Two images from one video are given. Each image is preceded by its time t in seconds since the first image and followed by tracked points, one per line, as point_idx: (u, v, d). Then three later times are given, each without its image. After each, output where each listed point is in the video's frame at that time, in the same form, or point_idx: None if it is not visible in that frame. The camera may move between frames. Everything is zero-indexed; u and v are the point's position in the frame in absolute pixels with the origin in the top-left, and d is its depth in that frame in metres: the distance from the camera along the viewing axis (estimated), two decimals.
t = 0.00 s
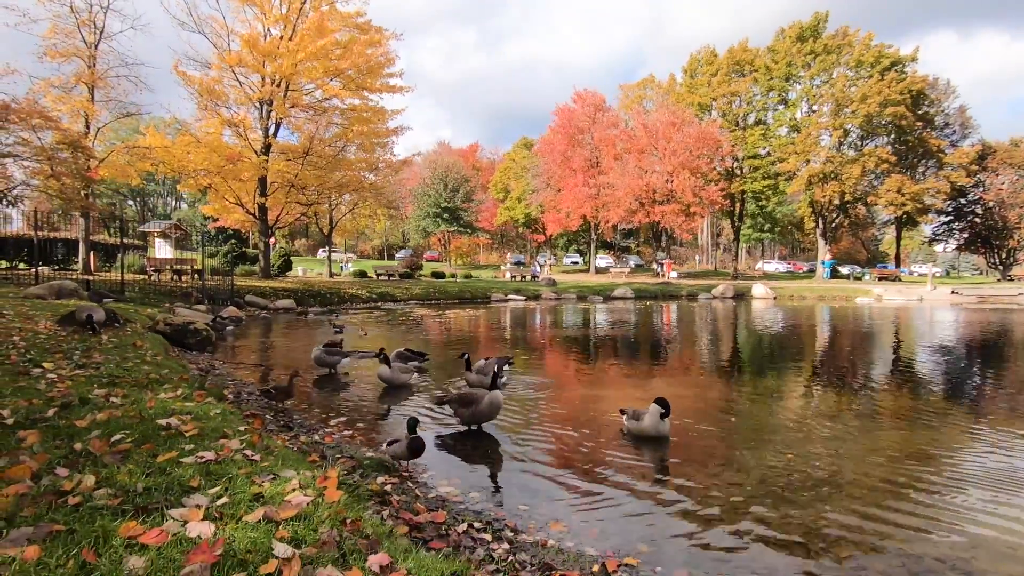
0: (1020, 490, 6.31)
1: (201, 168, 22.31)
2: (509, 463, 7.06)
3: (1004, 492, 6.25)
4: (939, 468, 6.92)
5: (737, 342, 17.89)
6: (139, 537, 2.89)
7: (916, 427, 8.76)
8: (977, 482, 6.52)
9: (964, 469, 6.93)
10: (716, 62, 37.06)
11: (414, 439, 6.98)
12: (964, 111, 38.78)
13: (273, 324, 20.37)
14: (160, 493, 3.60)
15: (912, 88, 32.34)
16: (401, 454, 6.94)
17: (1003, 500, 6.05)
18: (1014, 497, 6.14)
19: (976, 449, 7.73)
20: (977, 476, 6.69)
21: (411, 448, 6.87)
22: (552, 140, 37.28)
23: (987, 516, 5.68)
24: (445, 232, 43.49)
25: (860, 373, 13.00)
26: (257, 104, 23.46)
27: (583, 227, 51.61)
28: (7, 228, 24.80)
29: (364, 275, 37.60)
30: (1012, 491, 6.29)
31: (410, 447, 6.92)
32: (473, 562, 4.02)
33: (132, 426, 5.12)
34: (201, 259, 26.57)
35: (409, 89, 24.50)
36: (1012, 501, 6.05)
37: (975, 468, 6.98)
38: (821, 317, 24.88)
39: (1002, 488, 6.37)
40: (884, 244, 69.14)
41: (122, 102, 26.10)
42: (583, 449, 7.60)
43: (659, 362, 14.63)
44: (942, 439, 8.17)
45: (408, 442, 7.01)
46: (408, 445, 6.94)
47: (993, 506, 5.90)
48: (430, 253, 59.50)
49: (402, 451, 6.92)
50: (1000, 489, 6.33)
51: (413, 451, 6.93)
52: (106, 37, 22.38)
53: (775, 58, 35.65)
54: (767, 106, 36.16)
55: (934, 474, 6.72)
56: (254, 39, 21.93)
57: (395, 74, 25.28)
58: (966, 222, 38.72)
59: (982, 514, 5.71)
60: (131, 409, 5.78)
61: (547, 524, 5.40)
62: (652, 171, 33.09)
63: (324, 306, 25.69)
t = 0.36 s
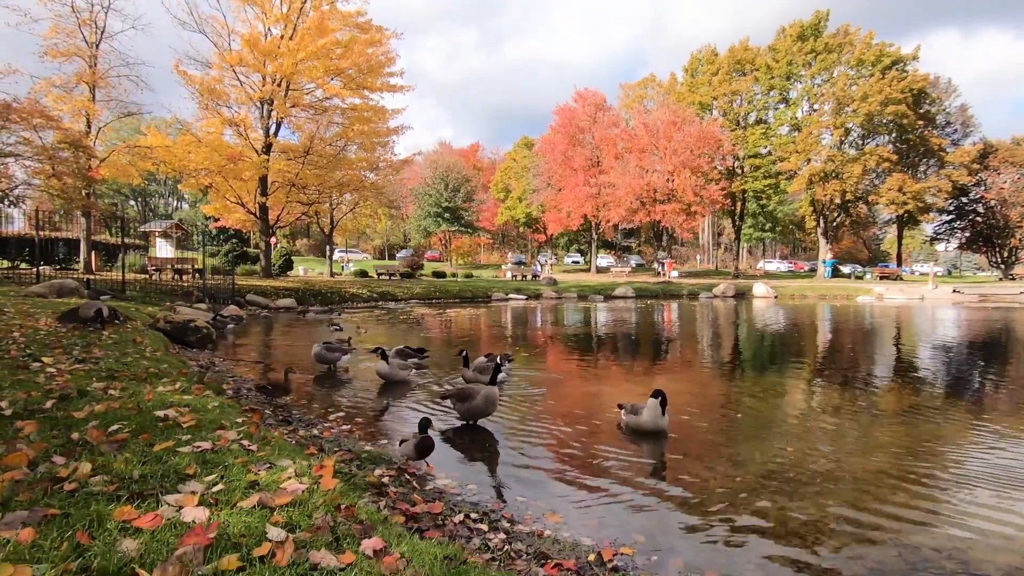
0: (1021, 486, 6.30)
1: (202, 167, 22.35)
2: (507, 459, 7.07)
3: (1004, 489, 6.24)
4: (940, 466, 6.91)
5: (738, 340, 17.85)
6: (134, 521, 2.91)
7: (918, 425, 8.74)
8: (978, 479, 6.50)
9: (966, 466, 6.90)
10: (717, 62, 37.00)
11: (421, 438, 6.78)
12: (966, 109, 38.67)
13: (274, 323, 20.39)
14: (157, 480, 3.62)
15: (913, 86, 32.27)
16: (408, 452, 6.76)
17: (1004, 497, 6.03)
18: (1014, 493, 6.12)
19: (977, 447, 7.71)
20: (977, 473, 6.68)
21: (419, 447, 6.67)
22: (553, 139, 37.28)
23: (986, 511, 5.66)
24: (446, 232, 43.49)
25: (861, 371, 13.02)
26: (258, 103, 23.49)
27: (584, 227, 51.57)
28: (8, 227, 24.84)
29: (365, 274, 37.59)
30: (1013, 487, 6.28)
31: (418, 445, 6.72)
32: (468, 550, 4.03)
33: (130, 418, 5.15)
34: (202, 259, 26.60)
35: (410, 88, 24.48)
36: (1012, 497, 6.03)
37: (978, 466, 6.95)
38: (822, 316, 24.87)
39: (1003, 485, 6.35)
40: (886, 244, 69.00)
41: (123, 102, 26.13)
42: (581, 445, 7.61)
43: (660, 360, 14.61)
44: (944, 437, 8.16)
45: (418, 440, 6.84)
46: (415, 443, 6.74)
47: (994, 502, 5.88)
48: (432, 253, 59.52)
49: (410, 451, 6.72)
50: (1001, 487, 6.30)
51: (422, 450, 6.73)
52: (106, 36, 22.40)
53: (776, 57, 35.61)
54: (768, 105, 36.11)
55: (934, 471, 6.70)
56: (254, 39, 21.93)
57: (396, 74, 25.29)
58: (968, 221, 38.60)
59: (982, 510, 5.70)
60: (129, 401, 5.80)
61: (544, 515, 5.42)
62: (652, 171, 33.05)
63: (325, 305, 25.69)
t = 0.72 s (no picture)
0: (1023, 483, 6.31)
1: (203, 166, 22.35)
2: (509, 454, 7.07)
3: (1007, 485, 6.22)
4: (942, 463, 6.89)
5: (740, 339, 17.85)
6: (134, 506, 2.91)
7: (921, 423, 8.72)
8: (981, 476, 6.48)
9: (968, 464, 6.88)
10: (719, 61, 36.93)
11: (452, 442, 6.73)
12: (968, 108, 38.60)
13: (276, 321, 20.41)
14: (157, 469, 3.62)
15: (915, 85, 32.22)
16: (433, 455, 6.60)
17: (1006, 492, 6.02)
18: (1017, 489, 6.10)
19: (981, 445, 7.68)
20: (979, 470, 6.67)
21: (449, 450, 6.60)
22: (555, 139, 37.26)
23: (989, 506, 5.65)
24: (448, 231, 43.48)
25: (863, 369, 13.02)
26: (259, 102, 23.50)
27: (586, 226, 51.55)
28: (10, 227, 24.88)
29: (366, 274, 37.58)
30: (1014, 483, 6.29)
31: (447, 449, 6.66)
32: (469, 540, 4.03)
33: (131, 410, 5.15)
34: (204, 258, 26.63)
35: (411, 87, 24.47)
36: (1015, 493, 6.02)
37: (981, 463, 6.92)
38: (823, 314, 24.86)
39: (1006, 482, 6.34)
40: (888, 244, 68.89)
41: (125, 101, 26.16)
42: (582, 441, 7.62)
43: (662, 358, 14.60)
44: (945, 434, 8.17)
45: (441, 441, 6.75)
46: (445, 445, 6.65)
47: (996, 498, 5.87)
48: (433, 253, 59.54)
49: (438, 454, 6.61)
50: (1004, 483, 6.29)
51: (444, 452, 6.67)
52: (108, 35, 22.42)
53: (777, 56, 35.57)
54: (769, 104, 36.06)
55: (936, 468, 6.69)
56: (256, 38, 21.93)
57: (397, 73, 25.30)
58: (970, 220, 38.52)
59: (985, 505, 5.69)
60: (130, 394, 5.80)
61: (544, 507, 5.42)
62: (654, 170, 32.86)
63: (326, 304, 25.70)
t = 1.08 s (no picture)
0: None
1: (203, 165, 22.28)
2: (506, 450, 7.00)
3: (1009, 482, 6.16)
4: (944, 460, 6.82)
5: (740, 337, 17.79)
6: (111, 495, 2.86)
7: (922, 420, 8.66)
8: (983, 474, 6.40)
9: (970, 462, 6.81)
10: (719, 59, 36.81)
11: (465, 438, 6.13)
12: (970, 107, 38.46)
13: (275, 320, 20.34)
14: (139, 459, 3.56)
15: (917, 83, 32.09)
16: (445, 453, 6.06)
17: (1007, 490, 5.95)
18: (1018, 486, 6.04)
19: (982, 443, 7.61)
20: (981, 467, 6.60)
21: (461, 448, 5.99)
22: (555, 138, 37.20)
23: (990, 503, 5.58)
24: (448, 231, 43.40)
25: (865, 367, 12.97)
26: (259, 101, 23.45)
27: (586, 226, 51.44)
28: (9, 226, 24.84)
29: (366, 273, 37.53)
30: (1017, 480, 6.24)
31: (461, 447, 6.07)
32: (459, 533, 3.97)
33: (119, 402, 5.09)
34: (203, 257, 26.58)
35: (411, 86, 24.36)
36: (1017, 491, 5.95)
37: (983, 461, 6.84)
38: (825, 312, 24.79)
39: (1008, 479, 6.27)
40: (889, 242, 68.73)
41: (124, 100, 26.12)
42: (579, 437, 7.55)
43: (662, 356, 14.53)
44: (946, 431, 8.13)
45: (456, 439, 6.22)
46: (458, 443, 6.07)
47: (998, 495, 5.80)
48: (433, 253, 59.46)
49: (449, 451, 6.05)
50: (1006, 481, 6.22)
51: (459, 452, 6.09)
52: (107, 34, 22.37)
53: (777, 55, 35.47)
54: (770, 103, 35.95)
55: (937, 465, 6.62)
56: (255, 36, 21.84)
57: (397, 72, 25.23)
58: (972, 219, 38.38)
59: (986, 502, 5.61)
60: (120, 387, 5.74)
61: (537, 501, 5.37)
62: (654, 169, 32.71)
63: (326, 303, 25.66)
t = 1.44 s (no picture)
0: None
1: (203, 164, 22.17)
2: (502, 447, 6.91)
3: (1011, 481, 6.07)
4: (946, 459, 6.73)
5: (741, 336, 17.68)
6: (86, 489, 2.77)
7: (923, 419, 8.56)
8: (986, 472, 6.31)
9: (973, 460, 6.71)
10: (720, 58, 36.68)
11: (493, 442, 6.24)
12: (971, 105, 38.34)
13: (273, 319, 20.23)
14: (120, 454, 3.47)
15: (918, 82, 31.96)
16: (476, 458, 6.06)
17: (1011, 488, 5.85)
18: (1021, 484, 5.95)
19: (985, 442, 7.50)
20: (983, 466, 6.51)
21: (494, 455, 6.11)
22: (555, 137, 37.11)
23: (994, 501, 5.48)
24: (448, 230, 43.25)
25: (866, 366, 12.88)
26: (258, 100, 23.36)
27: (586, 225, 51.33)
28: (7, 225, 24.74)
29: (366, 272, 37.42)
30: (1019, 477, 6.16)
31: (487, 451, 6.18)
32: (454, 530, 3.88)
33: (106, 397, 5.00)
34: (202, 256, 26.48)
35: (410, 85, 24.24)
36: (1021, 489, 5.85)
37: (987, 460, 6.73)
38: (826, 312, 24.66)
39: (1011, 477, 6.17)
40: (890, 242, 68.56)
41: (123, 99, 26.02)
42: (576, 435, 7.46)
43: (662, 355, 14.43)
44: (948, 429, 8.05)
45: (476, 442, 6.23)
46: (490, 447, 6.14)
47: (1000, 493, 5.72)
48: (433, 253, 59.32)
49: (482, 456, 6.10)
50: (1007, 478, 6.15)
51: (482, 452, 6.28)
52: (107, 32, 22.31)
53: (778, 53, 35.33)
54: (771, 102, 35.81)
55: (938, 462, 6.56)
56: (254, 35, 21.72)
57: (396, 70, 25.11)
58: (973, 218, 38.25)
59: (989, 500, 5.52)
60: (108, 382, 5.65)
61: (531, 498, 5.28)
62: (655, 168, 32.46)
63: (326, 302, 25.56)
